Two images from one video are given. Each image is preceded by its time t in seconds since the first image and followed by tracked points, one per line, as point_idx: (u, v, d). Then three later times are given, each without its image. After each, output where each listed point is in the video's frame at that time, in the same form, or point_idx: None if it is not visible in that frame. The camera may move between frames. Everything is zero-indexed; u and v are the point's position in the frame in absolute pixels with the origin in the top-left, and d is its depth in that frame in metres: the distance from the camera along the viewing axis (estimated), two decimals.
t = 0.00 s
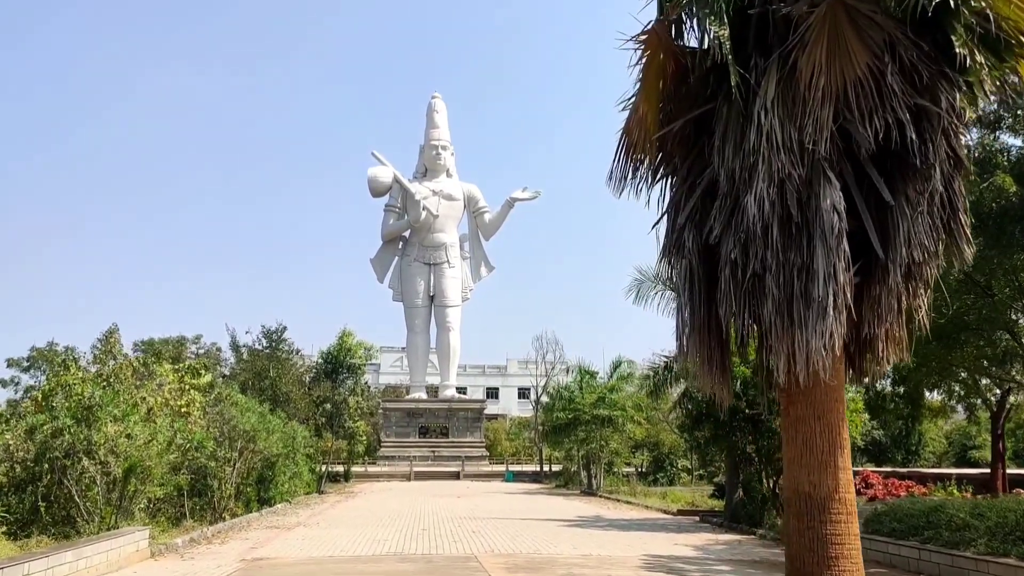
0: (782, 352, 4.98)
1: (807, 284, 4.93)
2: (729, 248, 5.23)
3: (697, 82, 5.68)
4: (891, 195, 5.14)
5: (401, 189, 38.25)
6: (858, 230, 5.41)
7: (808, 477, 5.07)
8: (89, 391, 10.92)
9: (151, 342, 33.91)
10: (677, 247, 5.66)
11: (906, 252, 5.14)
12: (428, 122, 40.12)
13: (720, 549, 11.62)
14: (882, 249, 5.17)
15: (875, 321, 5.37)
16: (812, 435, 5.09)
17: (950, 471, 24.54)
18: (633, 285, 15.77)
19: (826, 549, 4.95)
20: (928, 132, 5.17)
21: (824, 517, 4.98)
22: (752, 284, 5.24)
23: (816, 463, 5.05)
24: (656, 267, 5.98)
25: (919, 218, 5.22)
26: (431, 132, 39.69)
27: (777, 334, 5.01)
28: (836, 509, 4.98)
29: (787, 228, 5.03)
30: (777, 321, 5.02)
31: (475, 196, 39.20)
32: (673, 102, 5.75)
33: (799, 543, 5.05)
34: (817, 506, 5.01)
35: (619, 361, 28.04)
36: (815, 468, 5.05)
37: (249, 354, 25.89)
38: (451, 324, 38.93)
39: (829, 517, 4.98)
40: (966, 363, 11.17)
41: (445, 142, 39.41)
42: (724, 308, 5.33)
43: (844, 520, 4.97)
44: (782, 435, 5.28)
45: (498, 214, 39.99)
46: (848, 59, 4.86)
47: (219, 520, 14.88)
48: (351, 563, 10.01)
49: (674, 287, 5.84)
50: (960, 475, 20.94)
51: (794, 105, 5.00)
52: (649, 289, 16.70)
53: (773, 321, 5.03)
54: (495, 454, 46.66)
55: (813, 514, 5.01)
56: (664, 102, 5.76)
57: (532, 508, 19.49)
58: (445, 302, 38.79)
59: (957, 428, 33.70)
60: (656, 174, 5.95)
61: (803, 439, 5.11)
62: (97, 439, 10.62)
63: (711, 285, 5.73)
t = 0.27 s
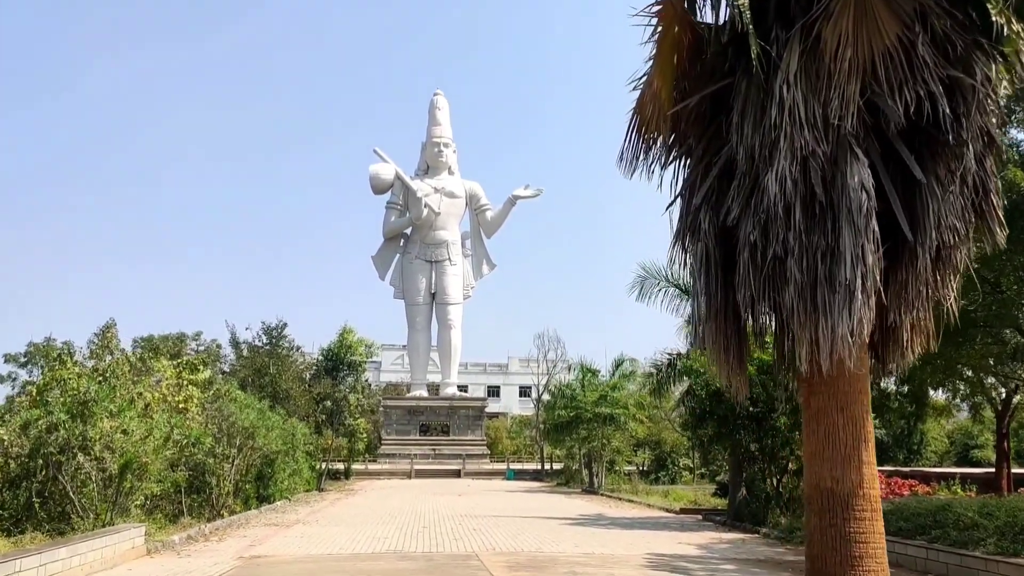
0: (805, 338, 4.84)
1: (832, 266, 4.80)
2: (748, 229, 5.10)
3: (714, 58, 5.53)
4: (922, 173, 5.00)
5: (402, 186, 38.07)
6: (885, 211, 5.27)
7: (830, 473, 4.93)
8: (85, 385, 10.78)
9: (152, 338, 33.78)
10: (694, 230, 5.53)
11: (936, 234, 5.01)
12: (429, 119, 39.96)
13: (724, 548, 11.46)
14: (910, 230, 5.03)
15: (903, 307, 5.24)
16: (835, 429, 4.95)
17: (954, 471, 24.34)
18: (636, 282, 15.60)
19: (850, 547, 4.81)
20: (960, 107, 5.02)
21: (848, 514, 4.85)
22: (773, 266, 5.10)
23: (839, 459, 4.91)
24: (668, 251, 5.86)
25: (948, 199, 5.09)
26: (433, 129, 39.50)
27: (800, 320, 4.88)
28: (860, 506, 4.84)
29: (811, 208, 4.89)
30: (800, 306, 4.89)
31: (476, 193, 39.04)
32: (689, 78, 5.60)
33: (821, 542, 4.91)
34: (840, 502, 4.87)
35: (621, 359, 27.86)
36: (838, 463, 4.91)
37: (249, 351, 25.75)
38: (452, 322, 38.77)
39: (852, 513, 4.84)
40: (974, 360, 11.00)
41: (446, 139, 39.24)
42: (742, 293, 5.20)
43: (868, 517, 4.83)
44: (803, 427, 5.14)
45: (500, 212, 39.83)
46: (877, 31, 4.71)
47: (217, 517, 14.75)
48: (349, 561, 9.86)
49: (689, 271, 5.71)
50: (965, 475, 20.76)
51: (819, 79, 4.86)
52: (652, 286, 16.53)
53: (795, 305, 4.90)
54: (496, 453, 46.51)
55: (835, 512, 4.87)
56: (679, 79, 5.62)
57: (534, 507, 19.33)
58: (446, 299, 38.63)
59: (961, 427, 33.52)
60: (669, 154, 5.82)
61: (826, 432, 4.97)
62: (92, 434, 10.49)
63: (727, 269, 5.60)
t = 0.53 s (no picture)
0: (838, 320, 4.70)
1: (867, 244, 4.65)
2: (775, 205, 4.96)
3: (738, 26, 5.37)
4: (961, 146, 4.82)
5: (402, 181, 37.84)
6: (920, 187, 5.10)
7: (862, 468, 4.74)
8: (80, 378, 10.57)
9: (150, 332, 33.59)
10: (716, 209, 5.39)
11: (975, 212, 4.83)
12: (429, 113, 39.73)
13: (728, 545, 11.29)
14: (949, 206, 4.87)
15: (942, 289, 5.06)
16: (867, 423, 4.76)
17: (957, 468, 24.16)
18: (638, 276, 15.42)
19: (882, 545, 4.64)
20: (1003, 72, 4.83)
21: (880, 511, 4.67)
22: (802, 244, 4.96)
23: (872, 454, 4.73)
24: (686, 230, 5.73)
25: (989, 174, 4.90)
26: (433, 123, 39.27)
27: (831, 302, 4.75)
28: (893, 503, 4.67)
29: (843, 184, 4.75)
30: (831, 287, 4.75)
31: (476, 188, 38.82)
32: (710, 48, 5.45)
33: (851, 541, 4.73)
34: (872, 499, 4.70)
35: (621, 354, 27.67)
36: (870, 459, 4.73)
37: (247, 345, 25.58)
38: (451, 317, 38.57)
39: (885, 511, 4.67)
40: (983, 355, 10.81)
41: (447, 134, 39.01)
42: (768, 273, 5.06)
43: (902, 515, 4.66)
44: (831, 417, 4.97)
45: (500, 207, 39.62)
46: None
47: (214, 513, 14.59)
48: (348, 558, 9.68)
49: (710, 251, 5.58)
50: (968, 471, 20.60)
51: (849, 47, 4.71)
52: (654, 280, 16.35)
53: (826, 285, 4.76)
54: (495, 448, 46.35)
55: (866, 510, 4.70)
56: (697, 47, 5.44)
57: (534, 503, 19.17)
58: (446, 294, 38.43)
59: (963, 424, 33.36)
60: (689, 128, 5.67)
61: (856, 426, 4.79)
62: (87, 428, 10.29)
63: (751, 247, 5.47)
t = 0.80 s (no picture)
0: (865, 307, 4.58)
1: (899, 226, 4.51)
2: (798, 185, 4.83)
3: None
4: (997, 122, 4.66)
5: (404, 176, 37.70)
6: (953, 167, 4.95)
7: (889, 466, 4.63)
8: (77, 372, 10.48)
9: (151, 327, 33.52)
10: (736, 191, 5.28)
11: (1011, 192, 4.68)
12: (431, 108, 39.58)
13: (733, 541, 11.16)
14: (983, 185, 4.74)
15: (977, 274, 4.92)
16: (894, 419, 4.65)
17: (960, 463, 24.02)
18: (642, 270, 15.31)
19: (911, 545, 4.53)
20: None
21: (909, 510, 4.56)
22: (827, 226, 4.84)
23: (899, 451, 4.61)
24: (703, 213, 5.61)
25: None
26: (435, 118, 39.12)
27: (858, 287, 4.62)
28: (922, 501, 4.55)
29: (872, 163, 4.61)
30: (858, 271, 4.63)
31: (478, 182, 38.66)
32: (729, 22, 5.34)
33: (877, 543, 4.63)
34: (900, 498, 4.59)
35: (623, 349, 27.55)
36: (897, 456, 4.61)
37: (248, 340, 25.49)
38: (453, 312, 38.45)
39: (914, 510, 4.55)
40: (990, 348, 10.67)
41: (448, 129, 38.87)
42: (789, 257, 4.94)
43: (931, 514, 4.55)
44: (856, 410, 4.85)
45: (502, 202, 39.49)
46: None
47: (214, 509, 14.51)
48: (348, 555, 9.58)
49: (729, 234, 5.47)
50: (973, 466, 20.47)
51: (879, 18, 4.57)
52: (657, 274, 16.23)
53: (853, 269, 4.64)
54: (497, 443, 46.26)
55: (894, 510, 4.59)
56: (714, 22, 5.34)
57: (536, 498, 19.06)
58: (447, 289, 38.30)
59: (965, 419, 33.22)
60: (707, 107, 5.57)
61: (883, 422, 4.68)
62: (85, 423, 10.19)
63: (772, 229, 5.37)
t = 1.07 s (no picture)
0: (897, 274, 4.44)
1: (934, 186, 4.38)
2: (824, 147, 4.67)
3: None
4: None
5: (406, 170, 37.51)
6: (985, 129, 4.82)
7: (921, 449, 4.48)
8: (73, 364, 10.37)
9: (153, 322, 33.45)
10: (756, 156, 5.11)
11: None
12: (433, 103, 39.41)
13: (739, 535, 11.02)
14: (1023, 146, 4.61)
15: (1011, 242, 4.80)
16: (924, 399, 4.51)
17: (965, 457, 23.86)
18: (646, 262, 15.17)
19: (944, 531, 4.40)
20: None
21: (942, 496, 4.42)
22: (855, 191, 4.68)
23: (932, 433, 4.46)
24: (719, 182, 5.44)
25: None
26: (436, 113, 38.95)
27: (890, 253, 4.48)
28: (956, 485, 4.42)
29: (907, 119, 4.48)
30: (890, 237, 4.48)
31: (480, 177, 38.47)
32: None
33: (908, 530, 4.50)
34: (933, 484, 4.43)
35: (626, 343, 27.40)
36: (929, 438, 4.46)
37: (249, 335, 25.39)
38: (454, 307, 38.30)
39: (949, 495, 4.41)
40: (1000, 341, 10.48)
41: (450, 123, 38.71)
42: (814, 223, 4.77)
43: (965, 499, 4.41)
44: (886, 388, 4.70)
45: (504, 196, 39.32)
46: None
47: (214, 503, 14.41)
48: (348, 549, 9.44)
49: (746, 201, 5.31)
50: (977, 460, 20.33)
51: None
52: (661, 266, 16.09)
53: (885, 235, 4.48)
54: (499, 439, 46.17)
55: (926, 497, 4.45)
56: None
57: (539, 493, 18.93)
58: (449, 284, 38.14)
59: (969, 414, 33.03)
60: (722, 70, 5.44)
61: (914, 400, 4.53)
62: (81, 417, 10.08)
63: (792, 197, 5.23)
